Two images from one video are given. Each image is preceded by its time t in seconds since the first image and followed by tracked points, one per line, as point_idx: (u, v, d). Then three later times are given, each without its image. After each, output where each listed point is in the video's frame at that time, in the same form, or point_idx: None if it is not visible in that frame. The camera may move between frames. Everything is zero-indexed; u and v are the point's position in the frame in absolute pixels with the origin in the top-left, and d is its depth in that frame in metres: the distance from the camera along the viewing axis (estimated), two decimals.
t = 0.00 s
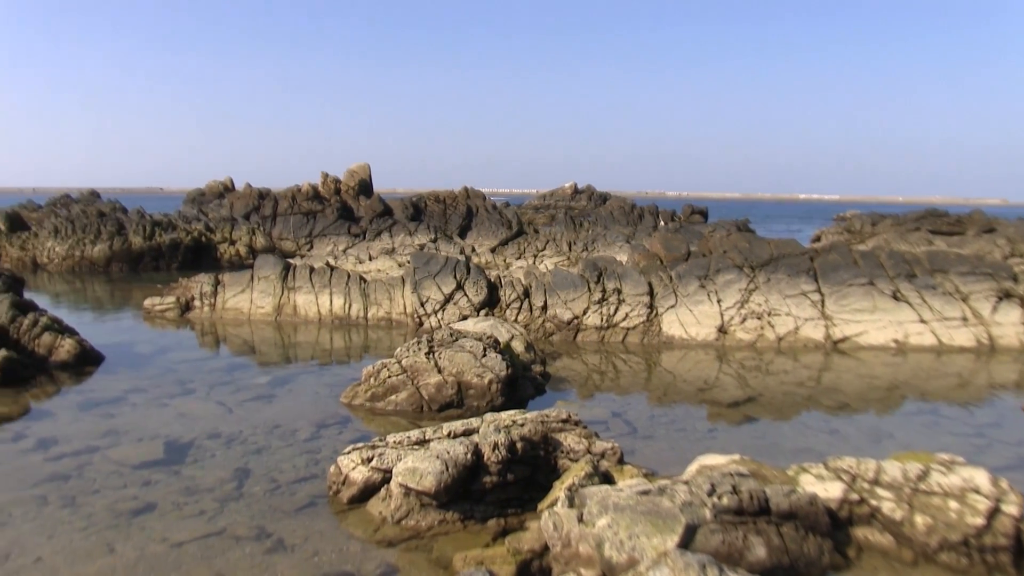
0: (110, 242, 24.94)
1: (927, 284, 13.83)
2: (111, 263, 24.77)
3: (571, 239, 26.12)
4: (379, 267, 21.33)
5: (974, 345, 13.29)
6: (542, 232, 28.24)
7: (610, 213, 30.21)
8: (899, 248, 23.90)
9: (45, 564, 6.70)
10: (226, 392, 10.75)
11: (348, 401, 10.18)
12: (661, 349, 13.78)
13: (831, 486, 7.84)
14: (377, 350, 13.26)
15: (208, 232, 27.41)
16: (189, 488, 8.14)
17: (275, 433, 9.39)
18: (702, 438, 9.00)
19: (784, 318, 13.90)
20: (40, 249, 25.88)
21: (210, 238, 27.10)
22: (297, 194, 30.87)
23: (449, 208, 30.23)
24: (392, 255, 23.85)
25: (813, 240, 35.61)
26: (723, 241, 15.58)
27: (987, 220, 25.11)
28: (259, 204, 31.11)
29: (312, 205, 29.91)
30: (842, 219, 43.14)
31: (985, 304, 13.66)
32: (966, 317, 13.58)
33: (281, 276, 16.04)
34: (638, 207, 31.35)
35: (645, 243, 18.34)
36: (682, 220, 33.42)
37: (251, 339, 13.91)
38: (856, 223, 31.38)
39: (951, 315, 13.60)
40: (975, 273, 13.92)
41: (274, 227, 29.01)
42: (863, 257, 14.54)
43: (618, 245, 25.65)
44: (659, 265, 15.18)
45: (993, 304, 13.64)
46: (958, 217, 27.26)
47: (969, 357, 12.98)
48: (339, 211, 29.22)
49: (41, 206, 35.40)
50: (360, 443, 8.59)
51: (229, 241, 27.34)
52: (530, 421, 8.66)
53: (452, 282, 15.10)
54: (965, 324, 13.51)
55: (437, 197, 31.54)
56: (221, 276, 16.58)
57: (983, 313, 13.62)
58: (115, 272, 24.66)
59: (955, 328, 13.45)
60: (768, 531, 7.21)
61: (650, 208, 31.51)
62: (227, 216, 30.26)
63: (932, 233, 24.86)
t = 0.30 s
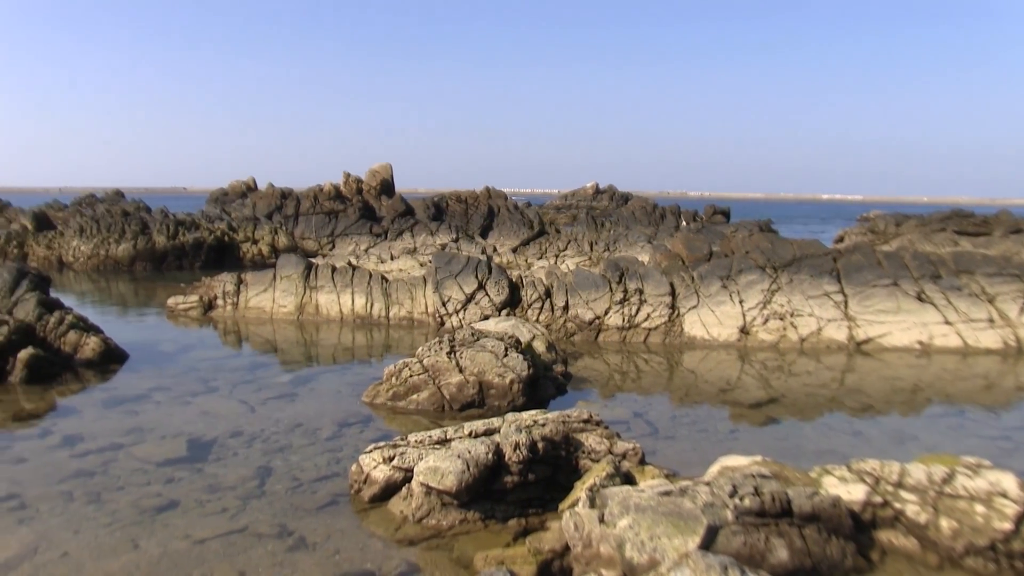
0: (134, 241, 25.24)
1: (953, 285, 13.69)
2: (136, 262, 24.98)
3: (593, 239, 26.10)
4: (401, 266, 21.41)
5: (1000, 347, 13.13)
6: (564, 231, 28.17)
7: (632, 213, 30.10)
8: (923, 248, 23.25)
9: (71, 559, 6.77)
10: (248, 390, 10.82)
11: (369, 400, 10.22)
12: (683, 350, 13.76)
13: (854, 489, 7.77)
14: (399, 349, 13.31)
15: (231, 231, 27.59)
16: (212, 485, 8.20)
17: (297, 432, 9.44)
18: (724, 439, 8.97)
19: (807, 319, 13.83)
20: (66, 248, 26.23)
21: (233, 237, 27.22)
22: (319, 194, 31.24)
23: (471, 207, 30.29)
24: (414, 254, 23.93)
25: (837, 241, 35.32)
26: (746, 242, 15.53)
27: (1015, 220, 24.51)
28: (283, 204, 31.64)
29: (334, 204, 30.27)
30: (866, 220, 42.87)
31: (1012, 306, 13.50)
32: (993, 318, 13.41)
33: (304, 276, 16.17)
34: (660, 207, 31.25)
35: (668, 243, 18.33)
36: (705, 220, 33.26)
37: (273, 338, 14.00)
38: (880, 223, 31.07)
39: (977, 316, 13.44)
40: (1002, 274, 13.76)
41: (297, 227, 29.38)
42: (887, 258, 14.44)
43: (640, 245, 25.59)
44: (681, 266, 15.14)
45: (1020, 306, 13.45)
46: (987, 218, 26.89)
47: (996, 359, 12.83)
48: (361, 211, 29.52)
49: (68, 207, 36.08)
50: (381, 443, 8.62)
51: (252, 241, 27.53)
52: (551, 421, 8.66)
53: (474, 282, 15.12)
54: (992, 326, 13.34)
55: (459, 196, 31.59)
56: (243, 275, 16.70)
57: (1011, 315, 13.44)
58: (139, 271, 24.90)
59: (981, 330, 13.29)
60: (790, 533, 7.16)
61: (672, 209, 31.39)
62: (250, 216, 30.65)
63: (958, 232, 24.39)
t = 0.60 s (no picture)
0: (157, 240, 25.45)
1: (979, 286, 13.56)
2: (159, 261, 25.26)
3: (615, 239, 26.07)
4: (422, 266, 21.46)
5: None
6: (587, 232, 28.00)
7: (654, 212, 30.01)
8: (950, 248, 22.97)
9: (96, 555, 6.83)
10: (271, 389, 10.88)
11: (391, 400, 10.25)
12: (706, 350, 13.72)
13: (878, 491, 7.69)
14: (420, 349, 13.35)
15: (254, 231, 27.61)
16: (234, 484, 8.24)
17: (319, 431, 9.48)
18: (746, 440, 8.93)
19: (830, 320, 13.77)
20: (90, 248, 26.48)
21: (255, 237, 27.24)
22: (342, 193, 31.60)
23: (493, 207, 30.34)
24: (435, 254, 23.95)
25: (861, 241, 35.08)
26: (768, 243, 15.45)
27: None
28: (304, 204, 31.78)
29: (356, 203, 30.60)
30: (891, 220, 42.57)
31: None
32: (1020, 320, 13.26)
33: (326, 276, 16.26)
34: (682, 207, 31.17)
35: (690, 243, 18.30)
36: (727, 220, 33.12)
37: (295, 337, 14.08)
38: (905, 223, 30.77)
39: (1004, 318, 13.30)
40: None
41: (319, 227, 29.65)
42: (911, 258, 14.32)
43: (662, 245, 25.52)
44: (702, 266, 15.09)
45: None
46: (1015, 218, 26.57)
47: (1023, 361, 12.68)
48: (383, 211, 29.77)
49: (93, 206, 36.69)
50: (402, 442, 8.64)
51: (275, 240, 27.61)
52: (572, 421, 8.65)
53: (495, 282, 15.14)
54: (1019, 327, 13.19)
55: (481, 196, 31.64)
56: (265, 275, 16.81)
57: None
58: (162, 270, 25.16)
59: (1007, 332, 13.16)
60: (813, 535, 7.07)
61: (694, 209, 31.28)
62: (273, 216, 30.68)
63: (986, 232, 24.13)
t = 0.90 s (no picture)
0: (180, 240, 25.56)
1: (1005, 288, 13.42)
2: (182, 261, 25.36)
3: (636, 239, 26.02)
4: (443, 266, 21.52)
5: None
6: (607, 232, 27.45)
7: (675, 213, 29.94)
8: (976, 248, 22.76)
9: (119, 551, 6.88)
10: (293, 388, 10.94)
11: (412, 399, 10.29)
12: (727, 351, 13.69)
13: (902, 494, 7.59)
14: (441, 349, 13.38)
15: (276, 232, 28.13)
16: (256, 482, 8.28)
17: (340, 430, 9.52)
18: (768, 441, 8.89)
19: (853, 321, 13.71)
20: (113, 248, 26.71)
21: (277, 237, 27.60)
22: (363, 193, 31.89)
23: (515, 207, 30.38)
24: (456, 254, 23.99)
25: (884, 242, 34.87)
26: (791, 243, 15.40)
27: None
28: (326, 205, 32.32)
29: (377, 204, 30.87)
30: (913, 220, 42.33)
31: None
32: None
33: (347, 276, 16.37)
34: (703, 207, 31.10)
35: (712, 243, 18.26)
36: (748, 221, 32.98)
37: (317, 336, 14.15)
38: (929, 224, 30.46)
39: None
40: None
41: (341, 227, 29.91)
42: (936, 259, 14.19)
43: (684, 246, 25.44)
44: (724, 267, 15.05)
45: None
46: None
47: None
48: (404, 210, 29.95)
49: (117, 207, 37.24)
50: (423, 441, 8.65)
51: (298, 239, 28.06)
52: (593, 422, 8.65)
53: (517, 282, 15.17)
54: None
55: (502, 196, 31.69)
56: (287, 274, 16.94)
57: None
58: (185, 269, 25.25)
59: None
60: (835, 538, 6.95)
61: (715, 210, 31.18)
62: (293, 219, 31.29)
63: (1013, 233, 23.92)
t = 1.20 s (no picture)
0: (201, 240, 25.66)
1: None
2: (202, 261, 25.39)
3: (656, 239, 25.97)
4: (463, 266, 21.56)
5: None
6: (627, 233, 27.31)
7: (695, 213, 29.87)
8: (1002, 249, 22.54)
9: (140, 549, 6.92)
10: (313, 387, 11.00)
11: (431, 399, 10.31)
12: (747, 351, 13.66)
13: (923, 497, 7.49)
14: (461, 348, 13.42)
15: (297, 232, 28.40)
16: (276, 481, 8.32)
17: (360, 429, 9.55)
18: (789, 442, 8.85)
19: (874, 322, 13.64)
20: (134, 247, 26.90)
21: (298, 236, 27.79)
22: (383, 194, 32.09)
23: (534, 207, 30.39)
24: (476, 254, 24.05)
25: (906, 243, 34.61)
26: (812, 243, 15.33)
27: None
28: (346, 205, 32.52)
29: (397, 204, 31.04)
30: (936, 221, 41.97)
31: None
32: None
33: (367, 275, 16.45)
34: (723, 208, 31.02)
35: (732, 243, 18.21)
36: (769, 221, 32.83)
37: (337, 336, 14.21)
38: (952, 224, 30.16)
39: None
40: None
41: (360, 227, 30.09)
42: (958, 260, 14.07)
43: (704, 246, 25.37)
44: (744, 267, 15.02)
45: None
46: None
47: None
48: (424, 211, 30.07)
49: (138, 207, 37.63)
50: (443, 441, 8.67)
51: (318, 239, 28.31)
52: (613, 422, 8.65)
53: (536, 282, 15.20)
54: None
55: (521, 196, 31.72)
56: (307, 274, 17.04)
57: None
58: (206, 268, 25.37)
59: None
60: (856, 540, 6.82)
61: (735, 210, 31.08)
62: (313, 218, 31.46)
63: None
